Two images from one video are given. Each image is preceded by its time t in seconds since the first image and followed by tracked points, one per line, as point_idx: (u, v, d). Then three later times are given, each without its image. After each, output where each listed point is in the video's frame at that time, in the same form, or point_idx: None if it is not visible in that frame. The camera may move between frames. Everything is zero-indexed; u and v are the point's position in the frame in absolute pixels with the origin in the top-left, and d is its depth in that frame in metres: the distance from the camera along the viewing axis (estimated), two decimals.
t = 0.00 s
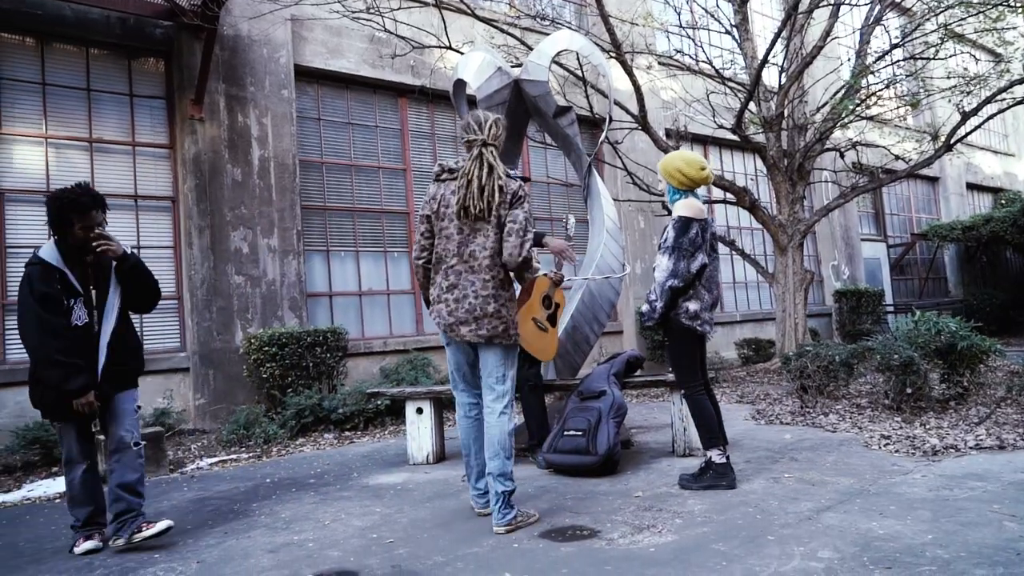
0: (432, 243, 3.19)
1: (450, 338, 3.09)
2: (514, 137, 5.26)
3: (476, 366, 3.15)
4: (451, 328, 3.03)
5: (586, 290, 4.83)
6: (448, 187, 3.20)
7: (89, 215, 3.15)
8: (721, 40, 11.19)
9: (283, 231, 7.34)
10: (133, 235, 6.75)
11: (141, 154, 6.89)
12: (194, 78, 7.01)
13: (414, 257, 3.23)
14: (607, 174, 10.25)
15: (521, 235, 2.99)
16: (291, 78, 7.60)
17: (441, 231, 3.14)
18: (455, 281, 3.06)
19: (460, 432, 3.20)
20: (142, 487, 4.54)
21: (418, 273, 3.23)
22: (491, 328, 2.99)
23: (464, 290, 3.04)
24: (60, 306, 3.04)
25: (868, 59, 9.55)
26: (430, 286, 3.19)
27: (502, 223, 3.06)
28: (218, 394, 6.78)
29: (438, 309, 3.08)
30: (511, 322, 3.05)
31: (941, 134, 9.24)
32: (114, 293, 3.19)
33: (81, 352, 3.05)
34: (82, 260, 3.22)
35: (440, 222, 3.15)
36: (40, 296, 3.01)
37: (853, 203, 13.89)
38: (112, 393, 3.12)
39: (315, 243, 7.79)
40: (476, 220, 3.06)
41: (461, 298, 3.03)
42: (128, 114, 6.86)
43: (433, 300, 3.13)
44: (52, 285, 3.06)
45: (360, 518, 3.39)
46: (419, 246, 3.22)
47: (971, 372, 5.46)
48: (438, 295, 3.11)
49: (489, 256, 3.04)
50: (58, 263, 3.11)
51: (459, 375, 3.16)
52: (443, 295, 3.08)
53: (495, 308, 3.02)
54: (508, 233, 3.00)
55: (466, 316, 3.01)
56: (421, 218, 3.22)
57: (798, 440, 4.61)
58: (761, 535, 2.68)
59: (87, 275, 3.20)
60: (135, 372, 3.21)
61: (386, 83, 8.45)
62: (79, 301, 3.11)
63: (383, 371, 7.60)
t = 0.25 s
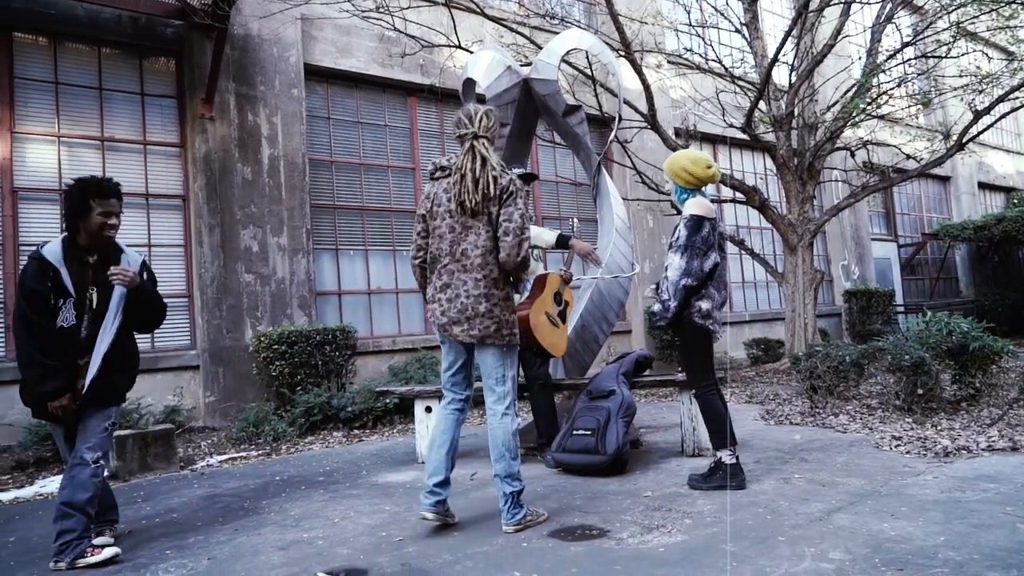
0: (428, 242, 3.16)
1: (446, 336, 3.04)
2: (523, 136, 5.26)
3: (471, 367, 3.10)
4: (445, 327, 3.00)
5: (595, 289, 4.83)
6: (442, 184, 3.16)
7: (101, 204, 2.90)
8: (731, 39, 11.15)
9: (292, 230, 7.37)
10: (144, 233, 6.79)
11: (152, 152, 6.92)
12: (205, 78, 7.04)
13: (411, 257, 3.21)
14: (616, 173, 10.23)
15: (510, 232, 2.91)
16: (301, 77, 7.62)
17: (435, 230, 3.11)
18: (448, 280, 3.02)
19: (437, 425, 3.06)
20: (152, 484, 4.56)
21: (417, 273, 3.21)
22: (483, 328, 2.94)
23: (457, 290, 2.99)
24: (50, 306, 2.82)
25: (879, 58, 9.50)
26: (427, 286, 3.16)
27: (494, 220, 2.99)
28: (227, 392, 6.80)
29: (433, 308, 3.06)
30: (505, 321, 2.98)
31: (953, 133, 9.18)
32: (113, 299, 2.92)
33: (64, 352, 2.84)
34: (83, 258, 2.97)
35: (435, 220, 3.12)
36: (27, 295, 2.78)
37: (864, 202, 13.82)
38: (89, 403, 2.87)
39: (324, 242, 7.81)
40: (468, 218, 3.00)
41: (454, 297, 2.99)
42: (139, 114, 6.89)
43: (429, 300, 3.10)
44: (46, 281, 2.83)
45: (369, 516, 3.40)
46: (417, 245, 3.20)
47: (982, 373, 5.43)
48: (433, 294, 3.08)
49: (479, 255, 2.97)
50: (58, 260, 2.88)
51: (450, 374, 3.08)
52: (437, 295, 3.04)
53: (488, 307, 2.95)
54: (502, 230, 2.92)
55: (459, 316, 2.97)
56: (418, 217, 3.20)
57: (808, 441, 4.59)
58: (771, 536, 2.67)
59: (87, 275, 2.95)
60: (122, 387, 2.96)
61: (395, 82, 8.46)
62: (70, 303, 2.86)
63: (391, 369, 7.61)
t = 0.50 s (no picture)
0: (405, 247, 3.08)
1: (426, 339, 2.94)
2: (532, 136, 5.25)
3: (450, 371, 2.99)
4: (427, 331, 2.91)
5: (604, 288, 4.82)
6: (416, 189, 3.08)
7: (116, 186, 2.91)
8: (741, 38, 11.11)
9: (302, 229, 7.39)
10: (154, 232, 6.82)
11: (163, 152, 6.96)
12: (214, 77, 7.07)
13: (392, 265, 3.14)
14: (624, 172, 10.22)
15: (483, 228, 2.79)
16: (310, 77, 7.64)
17: (413, 235, 3.03)
18: (428, 284, 2.93)
19: (413, 436, 2.89)
20: (163, 481, 4.59)
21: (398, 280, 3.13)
22: (465, 330, 2.85)
23: (436, 293, 2.91)
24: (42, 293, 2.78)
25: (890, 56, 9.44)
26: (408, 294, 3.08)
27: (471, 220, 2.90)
28: (237, 390, 6.83)
29: (413, 315, 2.97)
30: (489, 322, 2.88)
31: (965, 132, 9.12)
32: (128, 289, 2.90)
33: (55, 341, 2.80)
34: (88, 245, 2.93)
35: (412, 226, 3.04)
36: (23, 278, 2.75)
37: (874, 202, 13.75)
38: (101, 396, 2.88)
39: (333, 241, 7.84)
40: (443, 220, 2.92)
41: (435, 301, 2.90)
42: (150, 113, 6.93)
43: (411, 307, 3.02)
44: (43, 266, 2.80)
45: (379, 514, 3.41)
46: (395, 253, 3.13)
47: (994, 373, 5.39)
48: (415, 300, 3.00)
49: (458, 256, 2.89)
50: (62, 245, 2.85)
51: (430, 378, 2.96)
52: (418, 299, 2.95)
53: (469, 309, 2.86)
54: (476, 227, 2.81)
55: (440, 320, 2.88)
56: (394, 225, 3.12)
57: (818, 441, 4.57)
58: (782, 536, 2.67)
59: (92, 262, 2.92)
60: (137, 385, 2.98)
61: (404, 81, 8.47)
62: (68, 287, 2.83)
63: (400, 368, 7.62)
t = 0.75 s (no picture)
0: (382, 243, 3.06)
1: (403, 334, 2.88)
2: (541, 133, 5.24)
3: (433, 366, 2.94)
4: (400, 323, 2.86)
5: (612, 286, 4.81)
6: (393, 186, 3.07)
7: (130, 176, 2.91)
8: (750, 36, 11.07)
9: (310, 226, 7.41)
10: (164, 229, 6.85)
11: (172, 149, 6.99)
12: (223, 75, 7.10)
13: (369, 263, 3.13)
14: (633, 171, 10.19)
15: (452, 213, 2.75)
16: (319, 75, 7.65)
17: (388, 230, 3.01)
18: (403, 276, 2.90)
19: (404, 439, 2.85)
20: (172, 477, 4.61)
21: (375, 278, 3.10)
22: (439, 321, 2.81)
23: (409, 285, 2.86)
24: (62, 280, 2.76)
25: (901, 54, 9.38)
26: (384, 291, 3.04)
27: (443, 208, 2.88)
28: (245, 386, 6.86)
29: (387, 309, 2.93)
30: (462, 310, 2.84)
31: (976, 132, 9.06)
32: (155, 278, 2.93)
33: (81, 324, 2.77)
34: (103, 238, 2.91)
35: (388, 222, 3.03)
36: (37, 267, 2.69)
37: (884, 201, 13.67)
38: (131, 386, 2.91)
39: (341, 238, 7.85)
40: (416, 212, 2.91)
41: (408, 293, 2.86)
42: (160, 110, 6.96)
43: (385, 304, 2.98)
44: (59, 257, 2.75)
45: (387, 511, 3.42)
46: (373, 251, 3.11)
47: (1005, 374, 5.36)
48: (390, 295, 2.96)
49: (430, 245, 2.85)
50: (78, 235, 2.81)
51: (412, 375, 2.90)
52: (393, 293, 2.91)
53: (441, 299, 2.82)
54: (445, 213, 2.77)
55: (412, 312, 2.83)
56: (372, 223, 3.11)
57: (826, 441, 4.55)
58: (792, 536, 2.66)
59: (110, 252, 2.89)
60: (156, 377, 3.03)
61: (413, 79, 8.47)
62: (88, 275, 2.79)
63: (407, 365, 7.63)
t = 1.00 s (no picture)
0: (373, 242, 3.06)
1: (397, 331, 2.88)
2: (547, 130, 5.23)
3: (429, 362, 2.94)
4: (393, 320, 2.85)
5: (619, 282, 4.81)
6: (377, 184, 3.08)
7: (152, 178, 2.90)
8: (756, 30, 11.02)
9: (317, 224, 7.42)
10: (172, 228, 6.88)
11: (180, 148, 7.01)
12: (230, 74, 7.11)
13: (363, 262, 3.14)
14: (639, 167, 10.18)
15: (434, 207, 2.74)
16: (325, 73, 7.66)
17: (377, 228, 3.02)
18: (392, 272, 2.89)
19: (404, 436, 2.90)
20: (183, 474, 4.64)
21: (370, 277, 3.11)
22: (429, 315, 2.79)
23: (400, 281, 2.86)
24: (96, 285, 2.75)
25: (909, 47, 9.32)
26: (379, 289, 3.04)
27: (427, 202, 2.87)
28: (253, 384, 6.88)
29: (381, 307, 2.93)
30: (452, 302, 2.83)
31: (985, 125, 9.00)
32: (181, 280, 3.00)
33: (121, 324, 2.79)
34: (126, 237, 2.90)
35: (376, 220, 3.03)
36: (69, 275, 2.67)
37: (892, 195, 13.61)
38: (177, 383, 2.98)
39: (348, 236, 7.87)
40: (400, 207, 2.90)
41: (398, 290, 2.85)
42: (167, 110, 6.98)
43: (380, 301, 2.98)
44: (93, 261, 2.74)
45: (396, 507, 3.43)
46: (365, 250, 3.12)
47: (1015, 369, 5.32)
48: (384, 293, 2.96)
49: (417, 240, 2.85)
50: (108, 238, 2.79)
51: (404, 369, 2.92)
52: (386, 290, 2.91)
53: (431, 292, 2.81)
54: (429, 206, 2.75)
55: (404, 307, 2.82)
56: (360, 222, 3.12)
57: (835, 436, 4.54)
58: (800, 531, 2.65)
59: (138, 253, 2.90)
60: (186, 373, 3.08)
61: (419, 76, 8.48)
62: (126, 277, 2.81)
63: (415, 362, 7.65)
